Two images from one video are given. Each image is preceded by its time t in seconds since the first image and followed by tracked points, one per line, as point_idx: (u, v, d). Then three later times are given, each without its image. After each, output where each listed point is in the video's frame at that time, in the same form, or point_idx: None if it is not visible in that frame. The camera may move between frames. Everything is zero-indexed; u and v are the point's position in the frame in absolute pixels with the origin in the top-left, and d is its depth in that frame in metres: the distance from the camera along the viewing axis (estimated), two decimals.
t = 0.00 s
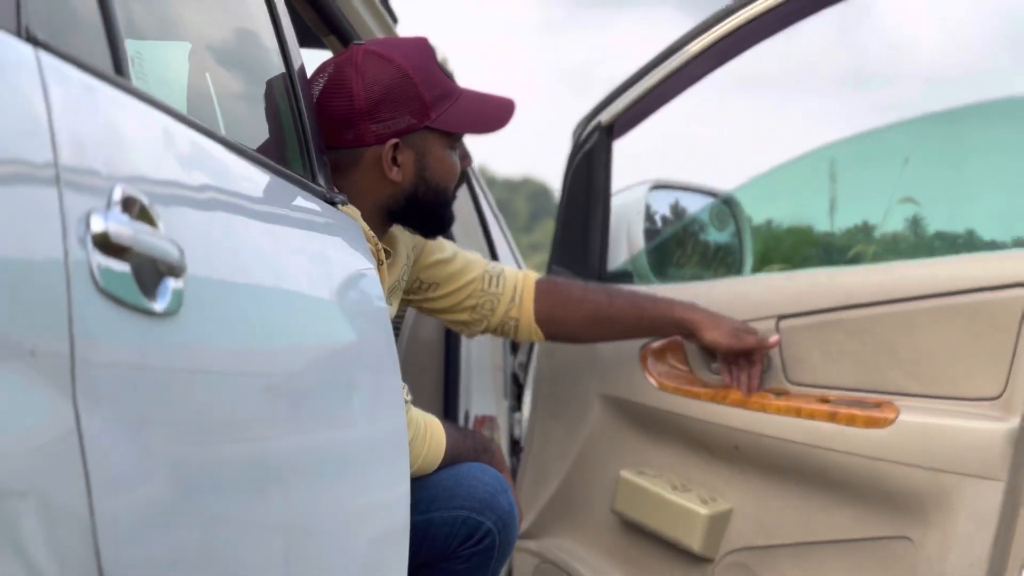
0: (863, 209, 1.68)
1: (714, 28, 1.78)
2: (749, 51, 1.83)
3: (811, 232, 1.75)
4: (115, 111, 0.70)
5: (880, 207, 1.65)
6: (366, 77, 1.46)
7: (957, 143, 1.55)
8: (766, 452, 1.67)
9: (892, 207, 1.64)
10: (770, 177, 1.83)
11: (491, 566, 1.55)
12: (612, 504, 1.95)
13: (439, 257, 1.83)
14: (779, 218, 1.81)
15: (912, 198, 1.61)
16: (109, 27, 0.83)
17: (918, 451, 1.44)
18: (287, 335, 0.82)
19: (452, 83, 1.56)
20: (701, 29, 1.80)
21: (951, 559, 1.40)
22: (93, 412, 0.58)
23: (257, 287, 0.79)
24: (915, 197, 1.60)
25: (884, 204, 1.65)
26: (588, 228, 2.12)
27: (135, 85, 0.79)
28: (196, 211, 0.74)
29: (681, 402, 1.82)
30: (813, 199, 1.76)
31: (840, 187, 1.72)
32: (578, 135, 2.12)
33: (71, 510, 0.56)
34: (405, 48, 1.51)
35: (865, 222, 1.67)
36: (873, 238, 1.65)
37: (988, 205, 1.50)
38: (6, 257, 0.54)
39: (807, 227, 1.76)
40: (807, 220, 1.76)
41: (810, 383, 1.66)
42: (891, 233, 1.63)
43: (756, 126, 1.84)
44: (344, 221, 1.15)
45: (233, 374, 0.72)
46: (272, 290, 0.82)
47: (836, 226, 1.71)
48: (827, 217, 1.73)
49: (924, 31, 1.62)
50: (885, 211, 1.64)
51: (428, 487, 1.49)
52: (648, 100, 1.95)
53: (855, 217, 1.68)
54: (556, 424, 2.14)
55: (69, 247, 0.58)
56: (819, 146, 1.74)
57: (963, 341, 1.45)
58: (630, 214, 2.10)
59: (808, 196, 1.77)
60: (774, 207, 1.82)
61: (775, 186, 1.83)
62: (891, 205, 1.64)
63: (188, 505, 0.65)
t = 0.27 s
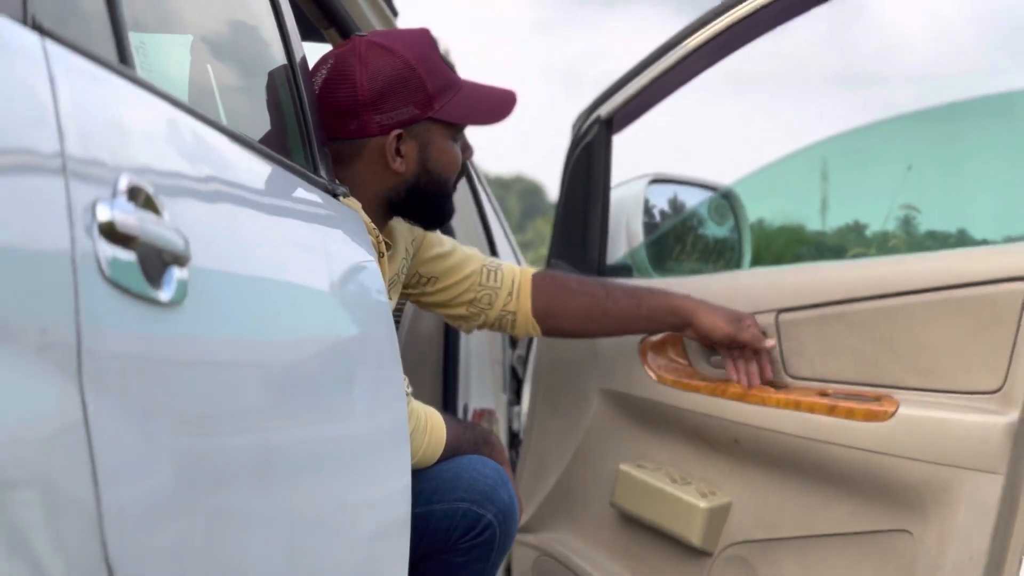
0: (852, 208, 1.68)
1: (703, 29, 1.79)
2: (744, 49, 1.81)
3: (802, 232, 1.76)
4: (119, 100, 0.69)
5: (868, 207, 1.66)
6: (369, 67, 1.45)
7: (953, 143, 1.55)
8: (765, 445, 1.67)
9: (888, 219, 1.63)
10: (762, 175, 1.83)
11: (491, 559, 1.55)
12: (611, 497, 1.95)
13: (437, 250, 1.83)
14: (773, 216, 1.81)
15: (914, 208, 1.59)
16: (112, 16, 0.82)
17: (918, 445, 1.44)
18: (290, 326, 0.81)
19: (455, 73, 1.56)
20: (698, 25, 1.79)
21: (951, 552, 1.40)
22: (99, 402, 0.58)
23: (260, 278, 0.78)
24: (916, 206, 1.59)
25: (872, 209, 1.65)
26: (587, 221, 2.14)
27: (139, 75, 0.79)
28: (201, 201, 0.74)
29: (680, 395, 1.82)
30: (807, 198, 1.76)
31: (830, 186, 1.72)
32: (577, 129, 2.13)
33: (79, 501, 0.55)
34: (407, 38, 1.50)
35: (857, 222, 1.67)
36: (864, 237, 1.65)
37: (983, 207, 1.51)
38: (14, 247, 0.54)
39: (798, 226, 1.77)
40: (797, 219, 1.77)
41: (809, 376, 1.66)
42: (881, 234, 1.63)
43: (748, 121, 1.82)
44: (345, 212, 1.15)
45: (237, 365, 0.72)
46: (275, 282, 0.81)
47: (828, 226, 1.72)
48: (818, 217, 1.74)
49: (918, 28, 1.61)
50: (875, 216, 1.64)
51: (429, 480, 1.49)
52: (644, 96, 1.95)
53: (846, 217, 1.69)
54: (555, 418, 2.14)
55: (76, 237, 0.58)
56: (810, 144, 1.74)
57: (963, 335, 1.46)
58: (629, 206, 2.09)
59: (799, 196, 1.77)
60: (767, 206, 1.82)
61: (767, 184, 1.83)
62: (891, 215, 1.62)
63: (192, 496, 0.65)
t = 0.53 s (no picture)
0: (844, 206, 1.69)
1: (699, 29, 1.81)
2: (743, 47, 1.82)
3: (796, 229, 1.76)
4: (124, 96, 0.69)
5: (857, 206, 1.67)
6: (362, 61, 1.46)
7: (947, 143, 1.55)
8: (766, 442, 1.67)
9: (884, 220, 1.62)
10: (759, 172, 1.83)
11: (491, 555, 1.55)
12: (611, 494, 1.95)
13: (424, 245, 1.80)
14: (768, 215, 1.80)
15: (909, 212, 1.58)
16: (115, 11, 0.82)
17: (919, 442, 1.45)
18: (293, 322, 0.82)
19: (448, 65, 1.56)
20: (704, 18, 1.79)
21: (951, 549, 1.40)
22: (104, 398, 0.57)
23: (263, 275, 0.78)
24: (911, 210, 1.58)
25: (862, 208, 1.65)
26: (587, 218, 2.15)
27: (143, 71, 0.79)
28: (204, 197, 0.74)
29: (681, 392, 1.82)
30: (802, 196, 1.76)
31: (823, 185, 1.73)
32: (577, 127, 2.15)
33: (84, 498, 0.55)
34: (398, 31, 1.51)
35: (850, 220, 1.67)
36: (858, 234, 1.65)
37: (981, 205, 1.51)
38: (21, 243, 0.54)
39: (794, 225, 1.76)
40: (795, 218, 1.77)
41: (809, 373, 1.66)
42: (872, 232, 1.64)
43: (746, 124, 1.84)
44: (347, 209, 1.15)
45: (240, 362, 0.71)
46: (279, 279, 0.81)
47: (821, 224, 1.72)
48: (812, 216, 1.73)
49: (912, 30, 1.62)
50: (865, 215, 1.65)
51: (429, 476, 1.49)
52: (643, 94, 1.97)
53: (839, 216, 1.69)
54: (556, 414, 2.14)
55: (82, 234, 0.58)
56: (806, 142, 1.74)
57: (963, 332, 1.46)
58: (629, 203, 2.09)
59: (791, 193, 1.78)
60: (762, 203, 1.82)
61: (762, 182, 1.83)
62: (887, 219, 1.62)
63: (195, 491, 0.65)
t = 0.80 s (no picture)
0: (845, 203, 1.68)
1: (698, 25, 1.80)
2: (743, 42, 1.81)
3: (794, 227, 1.75)
4: (121, 92, 0.69)
5: (858, 203, 1.66)
6: (365, 60, 1.46)
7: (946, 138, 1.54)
8: (764, 439, 1.67)
9: (869, 206, 1.64)
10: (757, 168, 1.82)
11: (489, 552, 1.56)
12: (608, 491, 1.95)
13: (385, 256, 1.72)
14: (764, 212, 1.81)
15: (887, 198, 1.61)
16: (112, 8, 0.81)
17: (917, 439, 1.46)
18: (291, 320, 0.82)
19: (451, 67, 1.56)
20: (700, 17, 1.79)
21: (948, 546, 1.41)
22: (101, 395, 0.57)
23: (260, 273, 0.78)
24: (891, 195, 1.61)
25: (861, 203, 1.65)
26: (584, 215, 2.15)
27: (140, 68, 0.78)
28: (201, 195, 0.74)
29: (679, 389, 1.82)
30: (801, 193, 1.75)
31: (822, 182, 1.72)
32: (576, 123, 2.14)
33: (83, 497, 0.55)
34: (402, 31, 1.51)
35: (847, 218, 1.67)
36: (856, 232, 1.65)
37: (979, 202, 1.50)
38: (17, 240, 0.54)
39: (791, 222, 1.76)
40: (792, 215, 1.76)
41: (806, 370, 1.66)
42: (872, 229, 1.63)
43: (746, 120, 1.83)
44: (345, 206, 1.14)
45: (238, 359, 0.71)
46: (276, 276, 0.81)
47: (820, 221, 1.72)
48: (811, 213, 1.73)
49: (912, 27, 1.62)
50: (864, 209, 1.65)
51: (426, 473, 1.49)
52: (643, 89, 1.95)
53: (839, 212, 1.69)
54: (553, 411, 2.15)
55: (79, 231, 0.58)
56: (804, 139, 1.74)
57: (960, 330, 1.46)
58: (625, 202, 2.10)
59: (790, 189, 1.77)
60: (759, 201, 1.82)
61: (760, 178, 1.82)
62: (869, 202, 1.64)
63: (193, 490, 0.65)
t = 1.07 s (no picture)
0: (846, 199, 1.66)
1: (696, 20, 1.79)
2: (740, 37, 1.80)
3: (796, 222, 1.74)
4: (112, 88, 0.69)
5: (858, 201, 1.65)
6: (397, 62, 1.46)
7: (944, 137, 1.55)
8: (758, 435, 1.68)
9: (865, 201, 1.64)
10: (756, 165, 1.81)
11: (483, 547, 1.56)
12: (603, 488, 1.95)
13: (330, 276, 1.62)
14: (765, 208, 1.80)
15: (884, 198, 1.61)
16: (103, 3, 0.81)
17: (911, 435, 1.46)
18: (283, 317, 0.81)
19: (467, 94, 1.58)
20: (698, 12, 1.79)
21: (942, 542, 1.41)
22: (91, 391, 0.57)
23: (253, 270, 0.78)
24: (887, 195, 1.61)
25: (860, 200, 1.64)
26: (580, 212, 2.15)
27: (131, 64, 0.78)
28: (193, 191, 0.73)
29: (674, 385, 1.82)
30: (801, 189, 1.74)
31: (823, 178, 1.71)
32: (570, 120, 2.15)
33: (72, 494, 0.55)
34: (434, 45, 1.52)
35: (850, 214, 1.66)
36: (857, 229, 1.64)
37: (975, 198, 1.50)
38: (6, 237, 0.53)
39: (792, 217, 1.75)
40: (792, 210, 1.75)
41: (801, 367, 1.66)
42: (872, 226, 1.62)
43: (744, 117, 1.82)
44: (338, 203, 1.14)
45: (229, 355, 0.71)
46: (268, 272, 0.81)
47: (822, 217, 1.70)
48: (811, 209, 1.72)
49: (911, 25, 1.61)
50: (862, 206, 1.64)
51: (420, 468, 1.49)
52: (638, 85, 1.95)
53: (840, 209, 1.67)
54: (549, 408, 2.15)
55: (68, 228, 0.57)
56: (801, 135, 1.73)
57: (954, 326, 1.46)
58: (621, 199, 2.10)
59: (789, 185, 1.75)
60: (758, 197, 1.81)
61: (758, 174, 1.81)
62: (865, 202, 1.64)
63: (183, 486, 0.64)
